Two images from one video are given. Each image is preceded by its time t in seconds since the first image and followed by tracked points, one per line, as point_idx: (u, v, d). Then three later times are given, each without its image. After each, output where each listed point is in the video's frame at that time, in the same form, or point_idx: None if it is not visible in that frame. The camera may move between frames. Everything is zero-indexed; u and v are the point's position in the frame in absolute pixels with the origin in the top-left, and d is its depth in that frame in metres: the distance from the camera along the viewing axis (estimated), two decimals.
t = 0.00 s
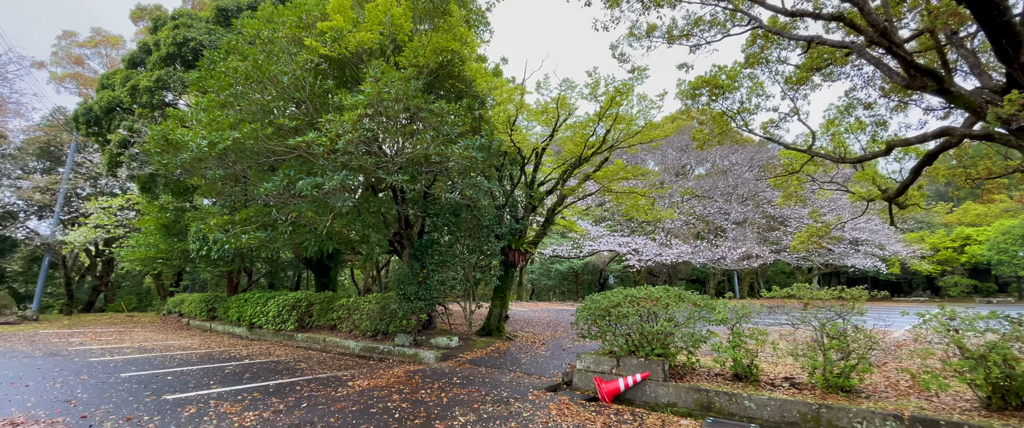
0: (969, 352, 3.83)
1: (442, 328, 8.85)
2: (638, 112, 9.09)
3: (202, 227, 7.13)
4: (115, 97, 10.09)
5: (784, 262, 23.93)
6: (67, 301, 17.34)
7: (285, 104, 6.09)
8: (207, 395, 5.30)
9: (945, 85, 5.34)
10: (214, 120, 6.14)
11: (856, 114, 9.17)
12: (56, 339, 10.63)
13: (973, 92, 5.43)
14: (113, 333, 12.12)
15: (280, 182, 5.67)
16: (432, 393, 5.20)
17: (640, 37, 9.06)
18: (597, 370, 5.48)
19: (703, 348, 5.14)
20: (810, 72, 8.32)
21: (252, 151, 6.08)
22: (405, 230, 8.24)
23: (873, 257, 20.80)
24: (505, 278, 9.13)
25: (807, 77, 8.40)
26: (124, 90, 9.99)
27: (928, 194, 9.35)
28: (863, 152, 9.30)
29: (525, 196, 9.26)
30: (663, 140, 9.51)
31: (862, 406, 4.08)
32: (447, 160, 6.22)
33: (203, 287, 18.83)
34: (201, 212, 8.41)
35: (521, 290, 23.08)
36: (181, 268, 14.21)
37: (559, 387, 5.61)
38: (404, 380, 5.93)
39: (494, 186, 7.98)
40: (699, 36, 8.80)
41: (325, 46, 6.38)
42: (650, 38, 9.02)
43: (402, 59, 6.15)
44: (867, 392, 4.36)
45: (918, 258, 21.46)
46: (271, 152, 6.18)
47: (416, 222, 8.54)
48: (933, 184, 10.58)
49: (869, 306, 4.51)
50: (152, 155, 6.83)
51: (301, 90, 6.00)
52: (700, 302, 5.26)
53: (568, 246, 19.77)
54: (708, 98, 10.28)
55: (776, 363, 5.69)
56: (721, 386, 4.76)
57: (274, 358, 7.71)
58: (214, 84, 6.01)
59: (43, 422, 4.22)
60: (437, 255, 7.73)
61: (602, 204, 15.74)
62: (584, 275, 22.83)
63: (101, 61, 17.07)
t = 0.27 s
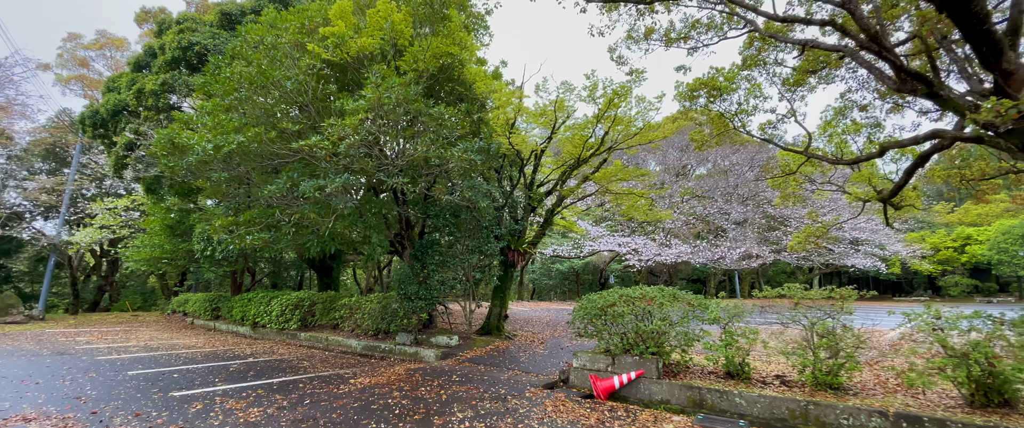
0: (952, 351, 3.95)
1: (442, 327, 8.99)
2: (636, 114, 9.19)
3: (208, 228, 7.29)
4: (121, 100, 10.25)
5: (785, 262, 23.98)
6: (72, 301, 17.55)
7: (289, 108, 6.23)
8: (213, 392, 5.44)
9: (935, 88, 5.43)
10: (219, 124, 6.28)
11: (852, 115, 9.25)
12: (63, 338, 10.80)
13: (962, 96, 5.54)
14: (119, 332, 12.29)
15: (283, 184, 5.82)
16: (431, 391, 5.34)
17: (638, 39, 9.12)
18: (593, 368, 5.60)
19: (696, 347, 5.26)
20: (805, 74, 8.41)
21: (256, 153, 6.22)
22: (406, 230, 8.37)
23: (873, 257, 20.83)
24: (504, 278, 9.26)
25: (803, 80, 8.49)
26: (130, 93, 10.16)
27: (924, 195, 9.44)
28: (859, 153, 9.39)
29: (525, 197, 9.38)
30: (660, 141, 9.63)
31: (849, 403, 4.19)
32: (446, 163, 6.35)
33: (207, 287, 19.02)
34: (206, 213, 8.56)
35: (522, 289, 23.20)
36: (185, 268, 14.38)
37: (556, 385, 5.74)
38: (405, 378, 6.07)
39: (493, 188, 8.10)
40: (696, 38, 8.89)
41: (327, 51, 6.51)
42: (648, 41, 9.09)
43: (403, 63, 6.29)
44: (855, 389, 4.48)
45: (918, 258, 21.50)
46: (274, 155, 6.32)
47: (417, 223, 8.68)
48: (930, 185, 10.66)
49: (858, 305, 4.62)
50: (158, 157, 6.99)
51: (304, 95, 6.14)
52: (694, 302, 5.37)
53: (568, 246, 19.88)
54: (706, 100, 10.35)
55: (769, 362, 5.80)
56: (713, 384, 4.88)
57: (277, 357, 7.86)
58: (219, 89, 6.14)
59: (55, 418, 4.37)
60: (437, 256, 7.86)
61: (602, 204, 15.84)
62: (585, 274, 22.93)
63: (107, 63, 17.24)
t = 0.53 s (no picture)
0: (932, 350, 4.07)
1: (441, 327, 9.12)
2: (633, 116, 9.30)
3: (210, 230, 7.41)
4: (124, 103, 10.39)
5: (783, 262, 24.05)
6: (75, 301, 17.68)
7: (289, 112, 6.35)
8: (215, 391, 5.57)
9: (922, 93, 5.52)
10: (220, 127, 6.39)
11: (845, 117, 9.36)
12: (67, 337, 10.94)
13: (949, 100, 5.63)
14: (121, 332, 12.43)
15: (284, 187, 5.94)
16: (429, 389, 5.47)
17: (634, 42, 9.23)
18: (586, 366, 5.73)
19: (687, 346, 5.38)
20: (799, 77, 8.52)
21: (257, 157, 6.35)
22: (404, 232, 8.50)
23: (871, 257, 20.90)
24: (502, 278, 9.39)
25: (797, 83, 8.59)
26: (133, 96, 10.29)
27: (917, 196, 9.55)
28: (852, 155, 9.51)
29: (522, 198, 9.50)
30: (656, 143, 9.75)
31: (833, 400, 4.31)
32: (444, 166, 6.47)
33: (208, 287, 19.14)
34: (208, 215, 8.68)
35: (521, 289, 23.30)
36: (187, 269, 14.52)
37: (551, 383, 5.87)
38: (403, 376, 6.20)
39: (491, 190, 8.23)
40: (691, 42, 8.99)
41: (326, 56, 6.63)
42: (644, 44, 9.20)
43: (400, 69, 6.41)
44: (841, 387, 4.60)
45: (916, 258, 21.56)
46: (275, 158, 6.43)
47: (415, 224, 8.81)
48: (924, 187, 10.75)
49: (843, 306, 4.74)
50: (161, 160, 7.12)
51: (303, 99, 6.25)
52: (686, 302, 5.48)
53: (567, 247, 19.95)
54: (702, 102, 10.42)
55: (759, 361, 5.93)
56: (703, 382, 5.01)
57: (278, 356, 7.99)
58: (220, 93, 6.26)
59: (63, 415, 4.50)
60: (435, 257, 7.99)
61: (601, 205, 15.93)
62: (584, 274, 23.00)
63: (110, 66, 17.40)
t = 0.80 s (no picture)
0: (912, 348, 4.18)
1: (438, 326, 9.24)
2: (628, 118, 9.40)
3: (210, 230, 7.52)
4: (125, 105, 10.49)
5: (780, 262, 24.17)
6: (75, 301, 17.76)
7: (288, 115, 6.46)
8: (215, 388, 5.69)
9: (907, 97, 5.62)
10: (220, 130, 6.51)
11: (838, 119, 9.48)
12: (68, 337, 11.04)
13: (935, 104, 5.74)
14: (122, 332, 12.53)
15: (283, 189, 6.06)
16: (425, 387, 5.59)
17: (629, 45, 9.34)
18: (579, 364, 5.85)
19: (678, 345, 5.49)
20: (791, 80, 8.63)
21: (256, 159, 6.45)
22: (402, 232, 8.61)
23: (867, 257, 21.00)
24: (498, 278, 9.50)
25: (789, 86, 8.71)
26: (133, 98, 10.40)
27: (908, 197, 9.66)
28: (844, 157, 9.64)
29: (518, 199, 9.61)
30: (651, 145, 9.86)
31: (817, 397, 4.42)
32: (440, 168, 6.57)
33: (208, 287, 19.24)
34: (207, 216, 8.78)
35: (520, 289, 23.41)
36: (187, 269, 14.62)
37: (544, 381, 5.99)
38: (400, 374, 6.32)
39: (487, 191, 8.34)
40: (685, 45, 9.10)
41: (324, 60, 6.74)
42: (639, 47, 9.30)
43: (397, 72, 6.53)
44: (826, 384, 4.71)
45: (912, 258, 21.66)
46: (274, 160, 6.54)
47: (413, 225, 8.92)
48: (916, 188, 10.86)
49: (828, 305, 4.86)
50: (162, 162, 7.23)
51: (302, 103, 6.36)
52: (676, 301, 5.59)
53: (565, 247, 19.98)
54: (696, 104, 10.49)
55: (748, 359, 6.04)
56: (692, 380, 5.12)
57: (277, 355, 8.11)
58: (220, 97, 6.37)
59: (66, 411, 4.61)
60: (432, 257, 8.10)
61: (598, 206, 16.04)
62: (582, 274, 23.11)
63: (110, 66, 17.52)
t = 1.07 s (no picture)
0: (891, 344, 4.30)
1: (434, 325, 9.35)
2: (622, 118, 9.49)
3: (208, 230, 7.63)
4: (124, 106, 10.60)
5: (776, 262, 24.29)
6: (74, 300, 17.84)
7: (284, 117, 6.56)
8: (213, 385, 5.79)
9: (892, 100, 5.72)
10: (218, 131, 6.61)
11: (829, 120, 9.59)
12: (67, 336, 11.13)
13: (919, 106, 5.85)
14: (121, 330, 12.63)
15: (279, 189, 6.17)
16: (419, 383, 5.71)
17: (623, 47, 9.46)
18: (570, 362, 5.97)
19: (666, 342, 5.61)
20: (782, 82, 8.75)
21: (253, 160, 6.55)
22: (398, 232, 8.71)
23: (861, 257, 21.12)
24: (493, 278, 9.61)
25: (780, 87, 8.83)
26: (132, 100, 10.50)
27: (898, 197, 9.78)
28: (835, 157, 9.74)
29: (514, 199, 9.72)
30: (644, 145, 9.97)
31: (799, 392, 4.55)
32: (434, 169, 6.68)
33: (206, 286, 19.32)
34: (206, 215, 8.89)
35: (517, 289, 23.50)
36: (185, 268, 14.73)
37: (536, 378, 6.12)
38: (395, 372, 6.44)
39: (481, 191, 8.45)
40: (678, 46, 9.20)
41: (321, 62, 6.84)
42: (632, 49, 9.41)
43: (392, 75, 6.64)
44: (809, 380, 4.84)
45: (907, 257, 21.79)
46: (271, 161, 6.64)
47: (409, 225, 9.02)
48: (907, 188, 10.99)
49: (812, 303, 4.98)
50: (161, 163, 7.34)
51: (298, 105, 6.46)
52: (665, 300, 5.70)
53: (561, 246, 19.89)
54: (690, 105, 10.59)
55: (736, 357, 6.16)
56: (679, 376, 5.24)
57: (274, 353, 8.22)
58: (218, 98, 6.47)
59: (67, 407, 4.72)
60: (428, 257, 8.21)
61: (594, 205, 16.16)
62: (579, 274, 23.22)
63: (109, 67, 17.62)
